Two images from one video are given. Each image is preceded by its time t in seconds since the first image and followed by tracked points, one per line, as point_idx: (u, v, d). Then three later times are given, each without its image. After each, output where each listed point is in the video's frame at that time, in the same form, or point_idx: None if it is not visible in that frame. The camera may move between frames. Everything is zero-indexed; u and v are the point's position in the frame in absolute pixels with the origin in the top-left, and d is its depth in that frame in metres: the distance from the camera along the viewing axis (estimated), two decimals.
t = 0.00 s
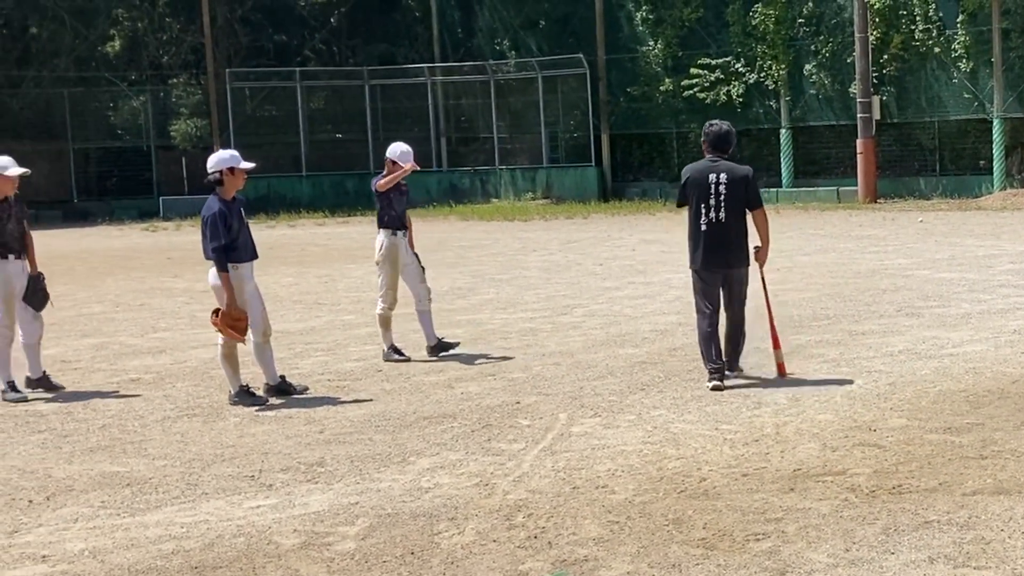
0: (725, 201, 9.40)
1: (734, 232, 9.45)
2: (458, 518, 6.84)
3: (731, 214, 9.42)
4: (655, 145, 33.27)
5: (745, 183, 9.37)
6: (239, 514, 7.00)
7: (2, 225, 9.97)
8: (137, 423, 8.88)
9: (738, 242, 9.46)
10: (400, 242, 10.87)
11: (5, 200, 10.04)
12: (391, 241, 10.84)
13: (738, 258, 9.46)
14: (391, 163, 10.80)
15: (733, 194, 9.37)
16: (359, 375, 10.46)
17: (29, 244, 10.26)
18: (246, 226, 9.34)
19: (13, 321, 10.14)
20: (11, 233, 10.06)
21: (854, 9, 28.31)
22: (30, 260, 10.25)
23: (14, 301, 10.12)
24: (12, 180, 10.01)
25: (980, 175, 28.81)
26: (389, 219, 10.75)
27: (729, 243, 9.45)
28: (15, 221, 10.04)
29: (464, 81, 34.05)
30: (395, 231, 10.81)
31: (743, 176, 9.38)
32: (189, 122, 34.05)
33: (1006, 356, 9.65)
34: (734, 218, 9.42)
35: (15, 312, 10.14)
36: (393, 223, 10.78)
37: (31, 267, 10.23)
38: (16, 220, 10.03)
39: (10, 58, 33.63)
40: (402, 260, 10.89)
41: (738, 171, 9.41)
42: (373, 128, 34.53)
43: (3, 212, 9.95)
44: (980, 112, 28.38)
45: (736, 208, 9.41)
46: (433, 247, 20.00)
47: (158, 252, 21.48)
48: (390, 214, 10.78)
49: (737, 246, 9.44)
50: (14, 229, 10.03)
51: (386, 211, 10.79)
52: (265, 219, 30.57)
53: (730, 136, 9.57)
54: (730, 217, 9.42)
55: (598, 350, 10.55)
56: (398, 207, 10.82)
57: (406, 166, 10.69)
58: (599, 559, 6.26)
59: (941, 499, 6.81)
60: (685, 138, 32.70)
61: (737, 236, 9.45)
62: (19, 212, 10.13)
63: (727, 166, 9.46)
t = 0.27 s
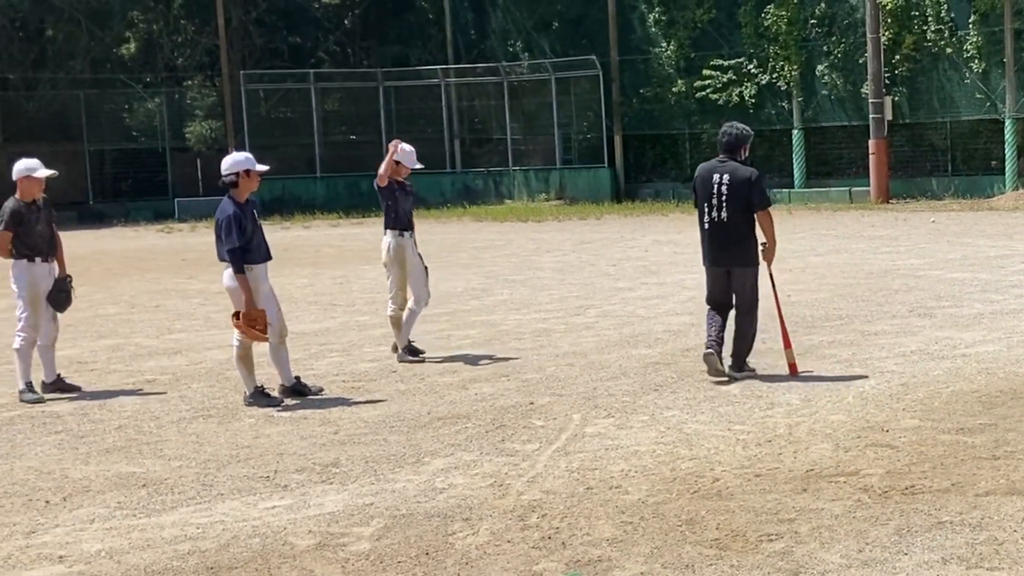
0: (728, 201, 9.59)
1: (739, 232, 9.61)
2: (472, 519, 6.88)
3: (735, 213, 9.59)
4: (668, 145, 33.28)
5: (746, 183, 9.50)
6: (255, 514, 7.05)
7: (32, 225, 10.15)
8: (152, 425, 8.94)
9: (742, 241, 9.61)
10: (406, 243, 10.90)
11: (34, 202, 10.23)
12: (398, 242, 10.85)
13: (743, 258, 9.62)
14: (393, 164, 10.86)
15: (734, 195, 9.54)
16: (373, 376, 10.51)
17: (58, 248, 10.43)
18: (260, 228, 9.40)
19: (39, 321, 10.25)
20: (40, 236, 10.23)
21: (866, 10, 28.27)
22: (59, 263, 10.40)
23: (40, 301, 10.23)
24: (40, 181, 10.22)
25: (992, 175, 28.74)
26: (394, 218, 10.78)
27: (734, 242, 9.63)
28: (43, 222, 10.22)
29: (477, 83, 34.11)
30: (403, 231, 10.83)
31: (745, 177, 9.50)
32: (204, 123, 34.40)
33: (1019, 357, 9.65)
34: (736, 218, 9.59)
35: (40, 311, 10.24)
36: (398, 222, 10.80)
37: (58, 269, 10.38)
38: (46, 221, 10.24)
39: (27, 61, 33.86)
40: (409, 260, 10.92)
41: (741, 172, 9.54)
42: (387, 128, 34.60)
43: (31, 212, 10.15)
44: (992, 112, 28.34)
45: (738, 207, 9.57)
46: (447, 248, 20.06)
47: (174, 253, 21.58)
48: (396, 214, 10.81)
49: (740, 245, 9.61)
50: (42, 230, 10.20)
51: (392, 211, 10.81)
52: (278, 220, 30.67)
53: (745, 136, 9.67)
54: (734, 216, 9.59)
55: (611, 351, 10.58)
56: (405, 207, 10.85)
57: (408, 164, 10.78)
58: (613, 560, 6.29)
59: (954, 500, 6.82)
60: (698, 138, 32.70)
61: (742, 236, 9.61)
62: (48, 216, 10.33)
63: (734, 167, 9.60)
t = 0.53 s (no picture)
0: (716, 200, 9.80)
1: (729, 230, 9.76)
2: (482, 520, 6.89)
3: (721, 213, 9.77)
4: (678, 146, 33.27)
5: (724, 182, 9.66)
6: (265, 515, 7.08)
7: (51, 222, 10.22)
8: (164, 425, 8.97)
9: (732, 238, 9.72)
10: (408, 244, 10.92)
11: (53, 200, 10.31)
12: (400, 243, 10.88)
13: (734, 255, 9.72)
14: (399, 165, 10.91)
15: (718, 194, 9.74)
16: (383, 376, 10.54)
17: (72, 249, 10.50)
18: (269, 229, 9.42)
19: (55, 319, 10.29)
20: (59, 235, 10.30)
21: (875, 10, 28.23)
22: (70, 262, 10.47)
23: (55, 300, 10.29)
24: (62, 180, 10.29)
25: (1001, 174, 28.68)
26: (398, 219, 10.82)
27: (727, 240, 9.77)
28: (60, 221, 10.31)
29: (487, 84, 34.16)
30: (405, 232, 10.85)
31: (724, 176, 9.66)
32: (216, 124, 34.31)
33: None
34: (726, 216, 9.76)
35: (55, 309, 10.29)
36: (401, 223, 10.84)
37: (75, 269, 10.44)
38: (64, 220, 10.31)
39: (39, 63, 33.73)
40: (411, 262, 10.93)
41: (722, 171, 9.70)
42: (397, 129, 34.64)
43: (50, 210, 10.23)
44: (1001, 112, 28.37)
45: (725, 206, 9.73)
46: (458, 249, 20.09)
47: (186, 254, 21.64)
48: (399, 214, 10.84)
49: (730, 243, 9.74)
50: (60, 229, 10.29)
51: (396, 211, 10.84)
52: (290, 220, 30.75)
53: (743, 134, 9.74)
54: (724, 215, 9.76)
55: (621, 351, 10.59)
56: (409, 208, 10.87)
57: (410, 163, 10.83)
58: (622, 560, 6.30)
59: (963, 500, 6.82)
60: (708, 139, 32.69)
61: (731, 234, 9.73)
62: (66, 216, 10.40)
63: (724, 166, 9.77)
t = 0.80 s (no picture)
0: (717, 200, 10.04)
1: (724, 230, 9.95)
2: (490, 520, 6.90)
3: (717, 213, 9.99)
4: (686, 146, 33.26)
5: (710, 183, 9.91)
6: (274, 516, 7.09)
7: (61, 222, 10.27)
8: (172, 425, 9.00)
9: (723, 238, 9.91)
10: (406, 245, 10.93)
11: (57, 200, 10.40)
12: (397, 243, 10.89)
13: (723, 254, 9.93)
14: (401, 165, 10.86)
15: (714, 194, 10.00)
16: (391, 376, 10.56)
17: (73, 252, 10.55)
18: (278, 230, 9.43)
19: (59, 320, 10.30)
20: (67, 238, 10.35)
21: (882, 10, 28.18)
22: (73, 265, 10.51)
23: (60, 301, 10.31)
24: (68, 181, 10.38)
25: (1009, 175, 28.63)
26: (395, 218, 10.85)
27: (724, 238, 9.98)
28: (68, 223, 10.36)
29: (495, 84, 34.17)
30: (401, 233, 10.86)
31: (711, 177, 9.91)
32: (224, 125, 34.25)
33: None
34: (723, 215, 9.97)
35: (60, 311, 10.30)
36: (398, 223, 10.86)
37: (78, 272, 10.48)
38: (71, 222, 10.36)
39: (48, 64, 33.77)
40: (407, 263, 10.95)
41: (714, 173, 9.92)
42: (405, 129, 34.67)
43: (60, 211, 10.29)
44: (1009, 112, 28.31)
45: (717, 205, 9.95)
46: (465, 249, 20.12)
47: (194, 255, 21.70)
48: (397, 214, 10.84)
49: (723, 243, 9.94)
50: (68, 230, 10.35)
51: (395, 211, 10.85)
52: (298, 221, 30.80)
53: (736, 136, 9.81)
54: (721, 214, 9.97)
55: (628, 351, 10.61)
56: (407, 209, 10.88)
57: (412, 165, 10.79)
58: (629, 561, 6.31)
59: (971, 501, 6.82)
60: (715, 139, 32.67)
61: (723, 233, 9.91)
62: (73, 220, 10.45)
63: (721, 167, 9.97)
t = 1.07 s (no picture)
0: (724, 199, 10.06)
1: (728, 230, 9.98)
2: (496, 520, 6.91)
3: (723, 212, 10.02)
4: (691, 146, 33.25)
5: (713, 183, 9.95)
6: (280, 515, 7.10)
7: (56, 222, 10.23)
8: (178, 425, 9.01)
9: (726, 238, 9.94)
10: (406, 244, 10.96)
11: (54, 200, 10.36)
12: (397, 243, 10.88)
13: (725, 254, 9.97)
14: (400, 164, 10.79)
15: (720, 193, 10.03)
16: (397, 376, 10.57)
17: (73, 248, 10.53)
18: (284, 229, 9.44)
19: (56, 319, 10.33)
20: (65, 237, 10.32)
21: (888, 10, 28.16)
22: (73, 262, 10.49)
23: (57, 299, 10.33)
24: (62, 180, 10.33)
25: (1015, 175, 28.59)
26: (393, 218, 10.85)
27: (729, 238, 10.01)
28: (65, 222, 10.32)
29: (500, 84, 34.17)
30: (401, 233, 10.88)
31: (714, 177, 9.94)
32: (230, 125, 34.29)
33: None
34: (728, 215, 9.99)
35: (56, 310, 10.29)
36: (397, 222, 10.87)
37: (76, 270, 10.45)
38: (67, 221, 10.32)
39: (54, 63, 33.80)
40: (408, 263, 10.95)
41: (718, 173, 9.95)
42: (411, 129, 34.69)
43: (54, 210, 10.25)
44: (1015, 112, 28.36)
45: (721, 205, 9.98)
46: (470, 249, 20.12)
47: (200, 255, 21.71)
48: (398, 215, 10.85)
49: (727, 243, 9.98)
50: (66, 228, 10.31)
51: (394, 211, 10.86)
52: (302, 221, 30.84)
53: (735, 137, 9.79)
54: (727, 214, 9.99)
55: (634, 351, 10.61)
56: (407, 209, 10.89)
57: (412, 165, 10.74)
58: (635, 561, 6.31)
59: (977, 501, 6.82)
60: (721, 139, 32.64)
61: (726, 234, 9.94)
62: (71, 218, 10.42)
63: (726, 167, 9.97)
